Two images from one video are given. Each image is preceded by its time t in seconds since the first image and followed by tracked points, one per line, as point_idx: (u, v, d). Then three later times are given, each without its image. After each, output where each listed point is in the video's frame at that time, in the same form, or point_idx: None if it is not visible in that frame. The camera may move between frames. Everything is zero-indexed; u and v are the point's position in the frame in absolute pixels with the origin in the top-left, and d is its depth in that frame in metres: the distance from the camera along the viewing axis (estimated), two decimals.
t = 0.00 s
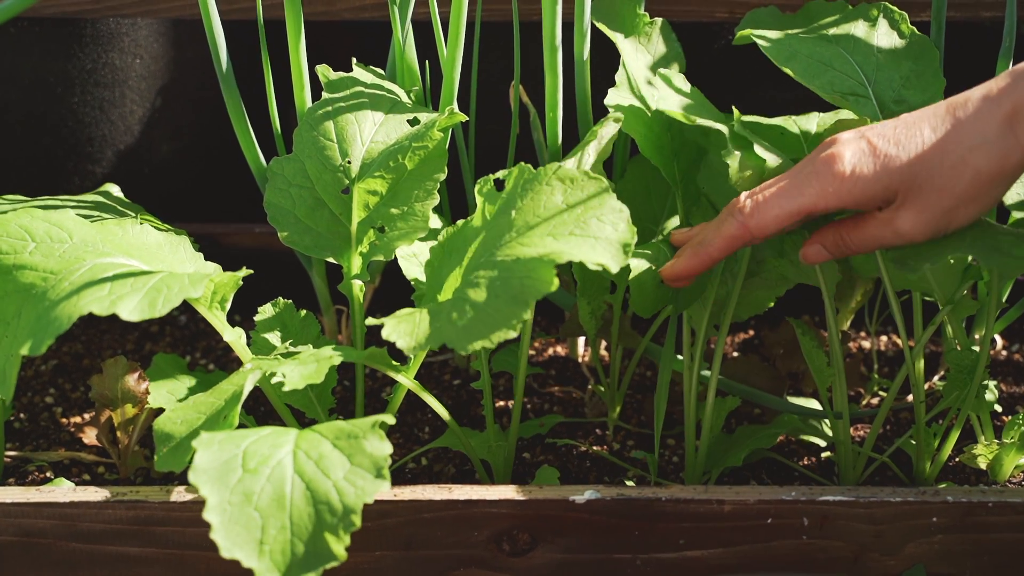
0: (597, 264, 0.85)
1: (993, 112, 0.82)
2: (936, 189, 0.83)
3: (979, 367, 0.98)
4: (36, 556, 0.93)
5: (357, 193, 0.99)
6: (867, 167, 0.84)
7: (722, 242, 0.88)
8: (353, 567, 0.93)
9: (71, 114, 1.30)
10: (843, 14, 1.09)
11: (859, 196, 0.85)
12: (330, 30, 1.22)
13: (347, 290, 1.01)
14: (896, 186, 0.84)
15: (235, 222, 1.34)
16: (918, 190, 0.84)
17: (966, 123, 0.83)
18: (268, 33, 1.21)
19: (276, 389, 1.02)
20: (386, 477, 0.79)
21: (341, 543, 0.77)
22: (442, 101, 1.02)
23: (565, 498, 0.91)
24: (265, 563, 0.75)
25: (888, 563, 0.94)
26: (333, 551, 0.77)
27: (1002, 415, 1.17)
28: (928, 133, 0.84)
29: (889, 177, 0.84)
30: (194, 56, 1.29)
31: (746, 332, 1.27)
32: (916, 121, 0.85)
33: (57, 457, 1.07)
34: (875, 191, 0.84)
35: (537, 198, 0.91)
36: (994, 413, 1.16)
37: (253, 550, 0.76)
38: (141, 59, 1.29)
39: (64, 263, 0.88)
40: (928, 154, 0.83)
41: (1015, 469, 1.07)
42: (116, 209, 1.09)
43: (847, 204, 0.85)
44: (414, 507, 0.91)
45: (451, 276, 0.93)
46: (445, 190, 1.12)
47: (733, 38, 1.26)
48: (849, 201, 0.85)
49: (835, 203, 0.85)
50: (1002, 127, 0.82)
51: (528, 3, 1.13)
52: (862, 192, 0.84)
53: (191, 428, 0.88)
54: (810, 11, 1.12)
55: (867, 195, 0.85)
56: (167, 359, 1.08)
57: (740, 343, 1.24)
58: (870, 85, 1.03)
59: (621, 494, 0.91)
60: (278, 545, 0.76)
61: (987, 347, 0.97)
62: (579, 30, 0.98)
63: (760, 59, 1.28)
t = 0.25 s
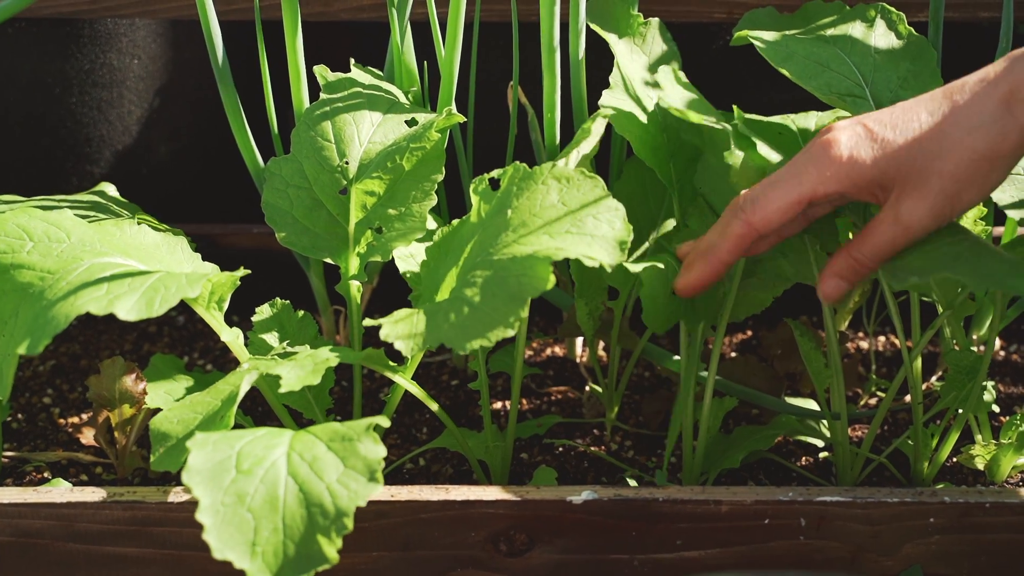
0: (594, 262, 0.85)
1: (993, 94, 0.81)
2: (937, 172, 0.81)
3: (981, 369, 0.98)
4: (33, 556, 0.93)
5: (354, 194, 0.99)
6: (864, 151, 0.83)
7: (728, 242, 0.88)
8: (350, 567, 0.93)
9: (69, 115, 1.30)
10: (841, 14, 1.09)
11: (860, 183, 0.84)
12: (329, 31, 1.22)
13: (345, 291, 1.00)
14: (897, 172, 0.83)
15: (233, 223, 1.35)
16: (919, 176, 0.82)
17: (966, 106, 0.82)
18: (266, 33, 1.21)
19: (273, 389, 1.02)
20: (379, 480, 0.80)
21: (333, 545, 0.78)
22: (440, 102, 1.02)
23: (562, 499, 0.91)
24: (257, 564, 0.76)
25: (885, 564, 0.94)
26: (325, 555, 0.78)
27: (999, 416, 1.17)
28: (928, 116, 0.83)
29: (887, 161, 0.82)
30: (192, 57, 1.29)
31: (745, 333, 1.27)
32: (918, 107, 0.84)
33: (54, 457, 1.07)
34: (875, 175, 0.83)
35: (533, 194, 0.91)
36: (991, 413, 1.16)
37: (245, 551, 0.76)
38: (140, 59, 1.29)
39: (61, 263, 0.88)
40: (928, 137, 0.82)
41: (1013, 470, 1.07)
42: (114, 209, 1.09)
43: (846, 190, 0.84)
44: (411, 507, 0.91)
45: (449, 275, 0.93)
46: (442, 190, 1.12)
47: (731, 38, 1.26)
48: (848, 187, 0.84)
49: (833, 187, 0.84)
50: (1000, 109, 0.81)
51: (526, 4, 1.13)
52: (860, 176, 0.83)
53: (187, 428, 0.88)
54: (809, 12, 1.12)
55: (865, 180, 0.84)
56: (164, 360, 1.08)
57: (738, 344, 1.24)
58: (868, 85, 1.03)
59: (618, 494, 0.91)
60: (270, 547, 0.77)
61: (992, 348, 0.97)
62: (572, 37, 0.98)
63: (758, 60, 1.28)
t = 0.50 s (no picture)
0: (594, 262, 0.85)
1: (986, 199, 0.75)
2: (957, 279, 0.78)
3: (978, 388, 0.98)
4: (32, 555, 0.93)
5: (354, 193, 0.99)
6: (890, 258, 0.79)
7: (781, 350, 0.90)
8: (349, 567, 0.93)
9: (69, 114, 1.30)
10: (844, 12, 1.09)
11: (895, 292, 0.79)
12: (330, 30, 1.22)
13: (344, 290, 1.00)
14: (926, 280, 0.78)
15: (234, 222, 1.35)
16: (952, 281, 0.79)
17: (976, 215, 0.75)
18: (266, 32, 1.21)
19: (272, 388, 1.02)
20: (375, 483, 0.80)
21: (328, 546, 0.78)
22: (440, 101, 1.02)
23: (561, 498, 0.91)
24: (251, 564, 0.77)
25: (886, 564, 0.94)
26: (321, 555, 0.78)
27: (1000, 415, 1.17)
28: (925, 230, 0.77)
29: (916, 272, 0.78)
30: (193, 57, 1.29)
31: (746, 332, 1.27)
32: (898, 216, 0.79)
33: (54, 456, 1.07)
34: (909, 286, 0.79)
35: (534, 193, 0.91)
36: (992, 413, 1.16)
37: (239, 551, 0.77)
38: (140, 59, 1.28)
39: (61, 262, 0.88)
40: (948, 244, 0.77)
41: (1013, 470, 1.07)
42: (114, 208, 1.09)
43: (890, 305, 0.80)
44: (410, 507, 0.91)
45: (448, 274, 0.93)
46: (442, 189, 1.12)
47: (733, 37, 1.26)
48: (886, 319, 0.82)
49: (872, 305, 0.80)
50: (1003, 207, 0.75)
51: (527, 3, 1.13)
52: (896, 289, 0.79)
53: (186, 426, 0.89)
54: (811, 11, 1.12)
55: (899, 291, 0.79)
56: (164, 359, 1.08)
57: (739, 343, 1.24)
58: (870, 85, 1.03)
59: (617, 494, 0.91)
60: (265, 547, 0.78)
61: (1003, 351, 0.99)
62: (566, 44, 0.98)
63: (759, 59, 1.28)
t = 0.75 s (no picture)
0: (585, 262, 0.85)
1: (948, 269, 0.83)
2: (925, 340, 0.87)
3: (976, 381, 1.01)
4: (23, 555, 0.92)
5: (347, 192, 0.99)
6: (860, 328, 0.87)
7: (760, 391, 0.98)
8: (341, 566, 0.93)
9: (63, 113, 1.30)
10: (839, 12, 1.09)
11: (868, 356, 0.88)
12: (324, 29, 1.22)
13: (338, 290, 1.01)
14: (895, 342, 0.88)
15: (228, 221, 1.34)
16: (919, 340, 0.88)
17: (939, 285, 0.84)
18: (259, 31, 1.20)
19: (265, 388, 1.02)
20: (368, 483, 0.80)
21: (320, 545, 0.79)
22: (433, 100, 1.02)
23: (554, 498, 0.91)
24: (243, 563, 0.76)
25: (879, 564, 0.94)
26: (313, 554, 0.78)
27: (994, 414, 1.17)
28: (892, 302, 0.85)
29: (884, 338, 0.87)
30: (187, 56, 1.28)
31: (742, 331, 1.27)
32: (865, 286, 0.87)
33: (47, 455, 1.07)
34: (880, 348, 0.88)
35: (526, 192, 0.91)
36: (986, 412, 1.16)
37: (231, 551, 0.77)
38: (134, 57, 1.28)
39: (52, 261, 0.88)
40: (915, 311, 0.86)
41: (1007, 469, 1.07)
42: (107, 207, 1.09)
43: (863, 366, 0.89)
44: (402, 506, 0.91)
45: (440, 274, 0.93)
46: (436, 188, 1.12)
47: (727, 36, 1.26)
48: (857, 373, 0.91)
49: (846, 368, 0.89)
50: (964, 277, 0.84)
51: (520, 1, 1.13)
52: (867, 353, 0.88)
53: (178, 425, 0.89)
54: (805, 9, 1.11)
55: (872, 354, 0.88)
56: (157, 358, 1.08)
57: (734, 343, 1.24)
58: (866, 84, 1.03)
59: (609, 493, 0.91)
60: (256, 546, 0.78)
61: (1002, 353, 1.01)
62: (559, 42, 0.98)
63: (754, 58, 1.27)
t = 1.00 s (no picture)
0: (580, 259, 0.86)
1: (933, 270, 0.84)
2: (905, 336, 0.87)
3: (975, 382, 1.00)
4: (19, 553, 0.93)
5: (342, 190, 0.99)
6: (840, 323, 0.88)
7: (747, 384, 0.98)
8: (336, 563, 0.93)
9: (60, 112, 1.30)
10: (835, 9, 1.09)
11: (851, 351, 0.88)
12: (320, 27, 1.22)
13: (333, 287, 1.01)
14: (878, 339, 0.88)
15: (224, 220, 1.34)
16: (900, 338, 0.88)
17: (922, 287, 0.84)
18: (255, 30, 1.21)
19: (261, 385, 1.02)
20: (362, 478, 0.80)
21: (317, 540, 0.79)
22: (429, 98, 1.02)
23: (549, 496, 0.91)
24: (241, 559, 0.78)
25: (874, 561, 0.94)
26: (309, 549, 0.79)
27: (989, 412, 1.17)
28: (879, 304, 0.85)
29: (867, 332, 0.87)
30: (184, 55, 1.29)
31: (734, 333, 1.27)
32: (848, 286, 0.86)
33: (43, 453, 1.07)
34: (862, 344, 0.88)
35: (520, 190, 0.91)
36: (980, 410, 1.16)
37: (229, 547, 0.78)
38: (130, 56, 1.28)
39: (48, 259, 0.88)
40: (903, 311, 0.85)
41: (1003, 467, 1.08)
42: (103, 206, 1.09)
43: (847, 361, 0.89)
44: (397, 503, 0.91)
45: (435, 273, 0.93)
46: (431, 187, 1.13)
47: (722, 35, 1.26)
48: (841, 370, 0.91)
49: (831, 369, 0.89)
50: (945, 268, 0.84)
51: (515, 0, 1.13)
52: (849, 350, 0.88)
53: (174, 423, 0.89)
54: (799, 8, 1.12)
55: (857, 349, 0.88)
56: (154, 356, 1.08)
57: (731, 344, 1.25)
58: (859, 82, 1.03)
59: (604, 491, 0.91)
60: (255, 542, 0.78)
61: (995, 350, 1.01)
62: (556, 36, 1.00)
63: (750, 57, 1.28)
